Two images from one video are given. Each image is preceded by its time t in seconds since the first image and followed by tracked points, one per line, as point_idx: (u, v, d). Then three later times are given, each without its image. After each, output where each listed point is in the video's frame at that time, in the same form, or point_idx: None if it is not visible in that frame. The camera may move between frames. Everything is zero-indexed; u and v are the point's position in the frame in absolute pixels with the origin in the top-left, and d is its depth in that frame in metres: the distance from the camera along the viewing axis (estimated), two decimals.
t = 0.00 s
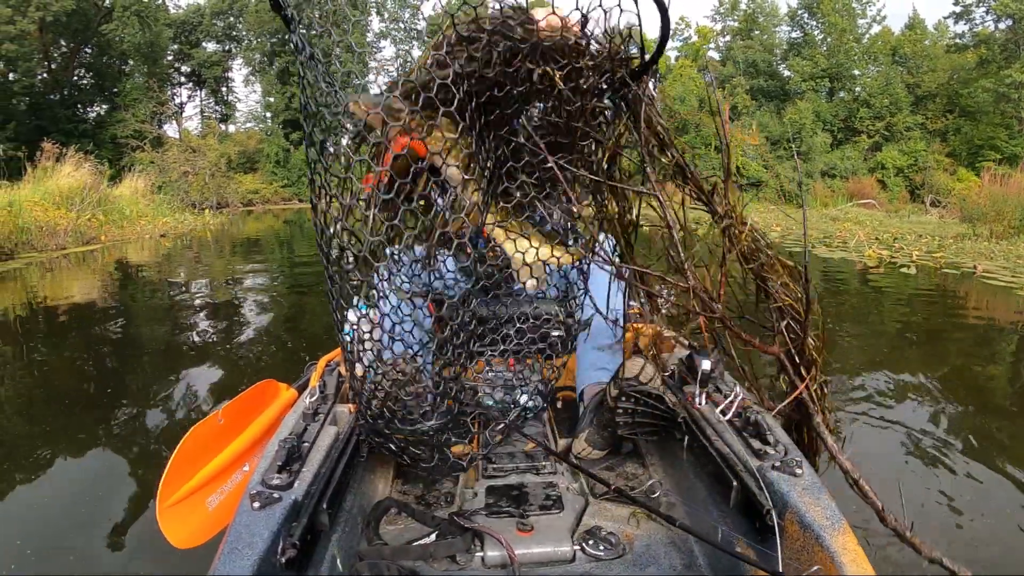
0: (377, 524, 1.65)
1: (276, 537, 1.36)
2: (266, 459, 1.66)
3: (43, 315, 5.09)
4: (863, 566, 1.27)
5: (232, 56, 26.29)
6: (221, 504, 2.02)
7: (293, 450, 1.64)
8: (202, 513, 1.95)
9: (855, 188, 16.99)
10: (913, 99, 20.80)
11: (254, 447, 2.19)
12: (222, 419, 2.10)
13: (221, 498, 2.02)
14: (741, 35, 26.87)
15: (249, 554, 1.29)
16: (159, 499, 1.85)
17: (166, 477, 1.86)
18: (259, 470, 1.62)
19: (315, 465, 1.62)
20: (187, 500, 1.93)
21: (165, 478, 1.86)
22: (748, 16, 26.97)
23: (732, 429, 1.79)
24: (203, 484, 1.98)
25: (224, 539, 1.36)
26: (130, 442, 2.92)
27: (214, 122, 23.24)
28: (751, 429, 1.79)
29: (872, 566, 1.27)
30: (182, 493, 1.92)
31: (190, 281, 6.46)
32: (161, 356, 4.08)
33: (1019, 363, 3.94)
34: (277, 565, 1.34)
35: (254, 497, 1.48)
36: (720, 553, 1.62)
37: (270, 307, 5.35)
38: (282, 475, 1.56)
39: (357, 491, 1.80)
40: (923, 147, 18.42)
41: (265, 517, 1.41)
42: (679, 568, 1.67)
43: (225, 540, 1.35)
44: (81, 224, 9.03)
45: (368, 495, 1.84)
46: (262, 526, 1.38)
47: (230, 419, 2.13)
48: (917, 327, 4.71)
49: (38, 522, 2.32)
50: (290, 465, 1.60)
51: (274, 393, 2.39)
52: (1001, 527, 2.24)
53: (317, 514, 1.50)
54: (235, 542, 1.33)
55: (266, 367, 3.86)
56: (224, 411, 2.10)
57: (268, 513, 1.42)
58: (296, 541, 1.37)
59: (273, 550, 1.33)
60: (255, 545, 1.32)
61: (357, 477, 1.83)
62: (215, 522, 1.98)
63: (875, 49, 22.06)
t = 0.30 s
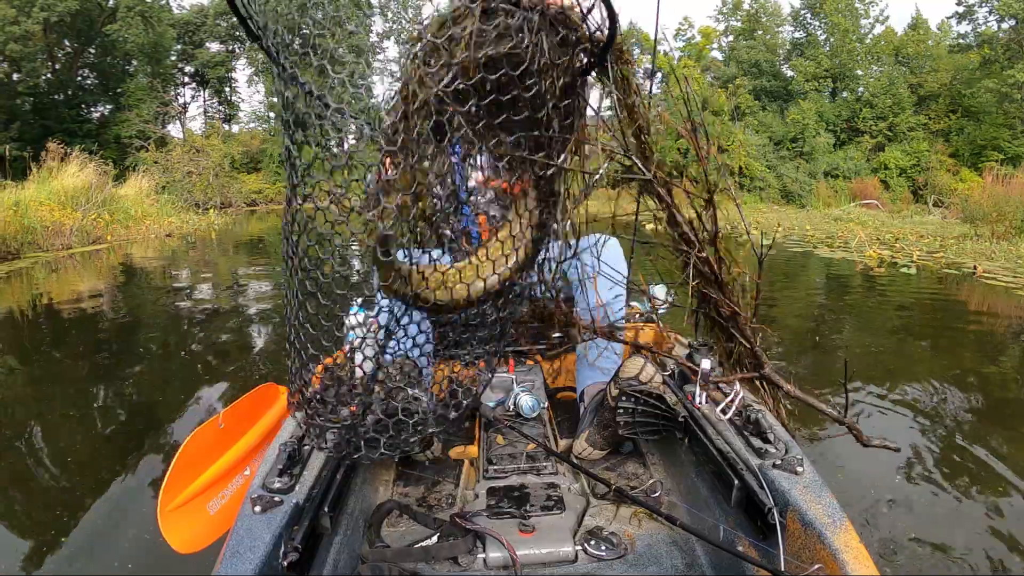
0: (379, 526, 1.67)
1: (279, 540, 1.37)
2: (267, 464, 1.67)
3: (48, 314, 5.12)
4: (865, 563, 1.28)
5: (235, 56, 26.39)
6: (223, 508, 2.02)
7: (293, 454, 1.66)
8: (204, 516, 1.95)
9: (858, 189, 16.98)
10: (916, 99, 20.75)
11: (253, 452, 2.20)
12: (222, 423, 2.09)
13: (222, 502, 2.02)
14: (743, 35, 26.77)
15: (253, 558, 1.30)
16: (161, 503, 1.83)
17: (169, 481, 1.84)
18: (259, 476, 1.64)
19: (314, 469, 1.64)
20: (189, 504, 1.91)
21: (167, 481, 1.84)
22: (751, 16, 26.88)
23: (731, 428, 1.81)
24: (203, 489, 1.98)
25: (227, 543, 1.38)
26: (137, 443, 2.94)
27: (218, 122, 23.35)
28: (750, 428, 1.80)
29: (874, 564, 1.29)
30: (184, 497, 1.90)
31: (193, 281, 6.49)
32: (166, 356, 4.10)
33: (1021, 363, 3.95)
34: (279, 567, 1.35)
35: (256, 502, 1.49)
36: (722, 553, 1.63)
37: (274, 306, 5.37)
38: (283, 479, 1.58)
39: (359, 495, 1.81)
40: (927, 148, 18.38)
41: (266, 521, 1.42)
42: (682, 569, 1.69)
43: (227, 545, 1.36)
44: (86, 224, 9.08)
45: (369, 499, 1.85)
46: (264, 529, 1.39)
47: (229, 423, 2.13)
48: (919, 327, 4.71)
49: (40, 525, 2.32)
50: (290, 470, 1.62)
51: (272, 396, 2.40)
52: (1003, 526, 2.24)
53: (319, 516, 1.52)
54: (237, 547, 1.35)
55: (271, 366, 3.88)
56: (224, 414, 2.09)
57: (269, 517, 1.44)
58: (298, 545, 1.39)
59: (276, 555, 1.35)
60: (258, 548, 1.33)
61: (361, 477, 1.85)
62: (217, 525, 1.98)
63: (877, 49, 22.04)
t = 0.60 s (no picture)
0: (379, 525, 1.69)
1: (276, 539, 1.38)
2: (265, 461, 1.67)
3: (53, 313, 5.15)
4: (864, 563, 1.28)
5: (239, 56, 26.48)
6: (220, 507, 2.03)
7: (293, 452, 1.65)
8: (202, 516, 1.96)
9: (862, 188, 16.93)
10: (919, 99, 20.67)
11: (251, 451, 2.21)
12: (222, 422, 2.09)
13: (220, 501, 2.04)
14: (747, 35, 26.66)
15: (250, 558, 1.30)
16: (160, 502, 1.83)
17: (168, 480, 1.84)
18: (257, 472, 1.63)
19: (312, 468, 1.64)
20: (188, 503, 1.92)
21: (167, 480, 1.84)
22: (754, 16, 26.63)
23: (731, 429, 1.80)
24: (201, 488, 1.98)
25: (225, 542, 1.38)
26: (143, 440, 2.96)
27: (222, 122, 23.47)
28: (749, 428, 1.80)
29: (872, 564, 1.28)
30: (182, 496, 1.90)
31: (198, 280, 6.53)
32: (169, 355, 4.12)
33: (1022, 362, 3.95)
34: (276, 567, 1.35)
35: (254, 501, 1.49)
36: (720, 553, 1.63)
37: (278, 305, 5.39)
38: (282, 477, 1.58)
39: (356, 495, 1.81)
40: (930, 147, 18.30)
41: (265, 519, 1.42)
42: (680, 568, 1.69)
43: (224, 543, 1.36)
44: (92, 224, 9.13)
45: (365, 498, 1.85)
46: (262, 529, 1.39)
47: (229, 422, 2.13)
48: (921, 326, 4.71)
49: (44, 522, 2.33)
50: (289, 468, 1.61)
51: (270, 396, 2.42)
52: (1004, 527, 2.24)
53: (317, 516, 1.53)
54: (234, 547, 1.34)
55: (274, 364, 3.91)
56: (224, 413, 2.10)
57: (267, 516, 1.44)
58: (297, 545, 1.39)
59: (274, 554, 1.35)
60: (256, 547, 1.33)
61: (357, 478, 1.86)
62: (213, 525, 1.99)
63: (881, 49, 22.00)
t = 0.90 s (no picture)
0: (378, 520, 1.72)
1: (274, 536, 1.39)
2: (263, 459, 1.68)
3: (59, 311, 5.17)
4: (860, 565, 1.29)
5: (244, 56, 26.59)
6: (219, 503, 2.04)
7: (290, 450, 1.66)
8: (201, 511, 1.98)
9: (865, 189, 16.89)
10: (923, 99, 20.61)
11: (250, 447, 2.22)
12: (220, 418, 2.12)
13: (218, 497, 2.04)
14: (751, 35, 26.60)
15: (247, 554, 1.31)
16: (158, 498, 1.87)
17: (165, 476, 1.87)
18: (255, 470, 1.64)
19: (310, 466, 1.65)
20: (187, 498, 1.95)
21: (163, 478, 1.87)
22: (758, 16, 26.64)
23: (729, 430, 1.81)
24: (199, 484, 2.00)
25: (222, 538, 1.39)
26: (151, 437, 2.98)
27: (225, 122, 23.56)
28: (747, 429, 1.80)
29: (869, 566, 1.30)
30: (179, 492, 1.93)
31: (203, 279, 6.56)
32: (173, 353, 4.14)
33: None
34: (274, 564, 1.36)
35: (251, 497, 1.50)
36: (716, 552, 1.64)
37: (282, 304, 5.42)
38: (279, 474, 1.59)
39: (354, 491, 1.82)
40: (934, 147, 18.24)
41: (263, 517, 1.44)
42: (677, 569, 1.70)
43: (222, 540, 1.38)
44: (99, 222, 9.14)
45: (363, 495, 1.86)
46: (260, 526, 1.41)
47: (228, 418, 2.16)
48: (927, 327, 4.69)
49: (52, 517, 2.34)
50: (286, 466, 1.62)
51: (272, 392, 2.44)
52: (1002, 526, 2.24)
53: (315, 513, 1.54)
54: (231, 544, 1.35)
55: (277, 363, 3.93)
56: (222, 409, 2.12)
57: (264, 513, 1.45)
58: (294, 541, 1.41)
59: (272, 550, 1.37)
60: (254, 544, 1.35)
61: (355, 478, 1.86)
62: (212, 521, 2.00)
63: (885, 49, 21.96)
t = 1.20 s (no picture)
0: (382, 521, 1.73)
1: (273, 537, 1.39)
2: (264, 460, 1.69)
3: (65, 310, 5.19)
4: (859, 565, 1.30)
5: (247, 56, 26.66)
6: (218, 505, 2.04)
7: (290, 451, 1.67)
8: (199, 513, 1.98)
9: (869, 189, 16.84)
10: (927, 99, 20.56)
11: (249, 447, 2.22)
12: (220, 419, 2.11)
13: (216, 498, 2.05)
14: (755, 35, 26.54)
15: (246, 554, 1.32)
16: (157, 498, 1.87)
17: (163, 477, 1.87)
18: (255, 470, 1.65)
19: (310, 466, 1.66)
20: (184, 500, 1.95)
21: (162, 479, 1.87)
22: (762, 16, 26.57)
23: (728, 431, 1.82)
24: (198, 485, 2.01)
25: (221, 539, 1.40)
26: (156, 436, 2.99)
27: (229, 121, 23.63)
28: (746, 431, 1.82)
29: (869, 567, 1.30)
30: (178, 494, 1.94)
31: (209, 278, 6.59)
32: (177, 353, 4.14)
33: None
34: (273, 565, 1.37)
35: (250, 498, 1.51)
36: (715, 553, 1.64)
37: (287, 304, 5.44)
38: (279, 476, 1.59)
39: (352, 492, 1.83)
40: (938, 148, 18.17)
41: (262, 518, 1.44)
42: (677, 570, 1.70)
43: (220, 540, 1.38)
44: (105, 222, 9.19)
45: (362, 495, 1.88)
46: (258, 526, 1.41)
47: (229, 419, 2.16)
48: (931, 326, 4.70)
49: (55, 517, 2.34)
50: (286, 467, 1.63)
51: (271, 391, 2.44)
52: (1004, 524, 2.24)
53: (314, 514, 1.55)
54: (229, 545, 1.36)
55: (282, 362, 3.94)
56: (222, 410, 2.12)
57: (263, 513, 1.46)
58: (293, 542, 1.42)
59: (270, 550, 1.38)
60: (252, 544, 1.35)
61: (354, 479, 1.87)
62: (210, 523, 2.00)
63: (889, 49, 21.90)
